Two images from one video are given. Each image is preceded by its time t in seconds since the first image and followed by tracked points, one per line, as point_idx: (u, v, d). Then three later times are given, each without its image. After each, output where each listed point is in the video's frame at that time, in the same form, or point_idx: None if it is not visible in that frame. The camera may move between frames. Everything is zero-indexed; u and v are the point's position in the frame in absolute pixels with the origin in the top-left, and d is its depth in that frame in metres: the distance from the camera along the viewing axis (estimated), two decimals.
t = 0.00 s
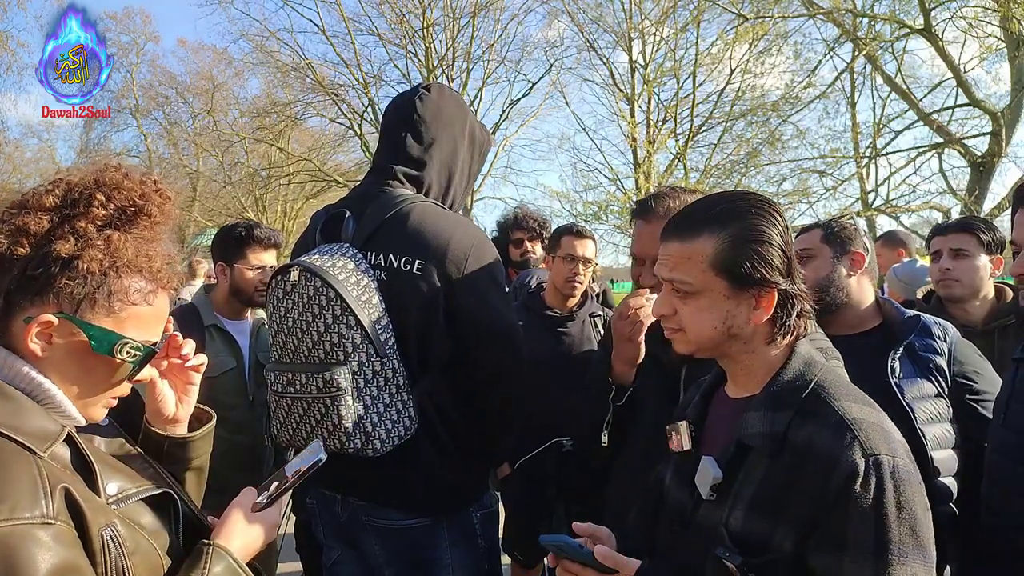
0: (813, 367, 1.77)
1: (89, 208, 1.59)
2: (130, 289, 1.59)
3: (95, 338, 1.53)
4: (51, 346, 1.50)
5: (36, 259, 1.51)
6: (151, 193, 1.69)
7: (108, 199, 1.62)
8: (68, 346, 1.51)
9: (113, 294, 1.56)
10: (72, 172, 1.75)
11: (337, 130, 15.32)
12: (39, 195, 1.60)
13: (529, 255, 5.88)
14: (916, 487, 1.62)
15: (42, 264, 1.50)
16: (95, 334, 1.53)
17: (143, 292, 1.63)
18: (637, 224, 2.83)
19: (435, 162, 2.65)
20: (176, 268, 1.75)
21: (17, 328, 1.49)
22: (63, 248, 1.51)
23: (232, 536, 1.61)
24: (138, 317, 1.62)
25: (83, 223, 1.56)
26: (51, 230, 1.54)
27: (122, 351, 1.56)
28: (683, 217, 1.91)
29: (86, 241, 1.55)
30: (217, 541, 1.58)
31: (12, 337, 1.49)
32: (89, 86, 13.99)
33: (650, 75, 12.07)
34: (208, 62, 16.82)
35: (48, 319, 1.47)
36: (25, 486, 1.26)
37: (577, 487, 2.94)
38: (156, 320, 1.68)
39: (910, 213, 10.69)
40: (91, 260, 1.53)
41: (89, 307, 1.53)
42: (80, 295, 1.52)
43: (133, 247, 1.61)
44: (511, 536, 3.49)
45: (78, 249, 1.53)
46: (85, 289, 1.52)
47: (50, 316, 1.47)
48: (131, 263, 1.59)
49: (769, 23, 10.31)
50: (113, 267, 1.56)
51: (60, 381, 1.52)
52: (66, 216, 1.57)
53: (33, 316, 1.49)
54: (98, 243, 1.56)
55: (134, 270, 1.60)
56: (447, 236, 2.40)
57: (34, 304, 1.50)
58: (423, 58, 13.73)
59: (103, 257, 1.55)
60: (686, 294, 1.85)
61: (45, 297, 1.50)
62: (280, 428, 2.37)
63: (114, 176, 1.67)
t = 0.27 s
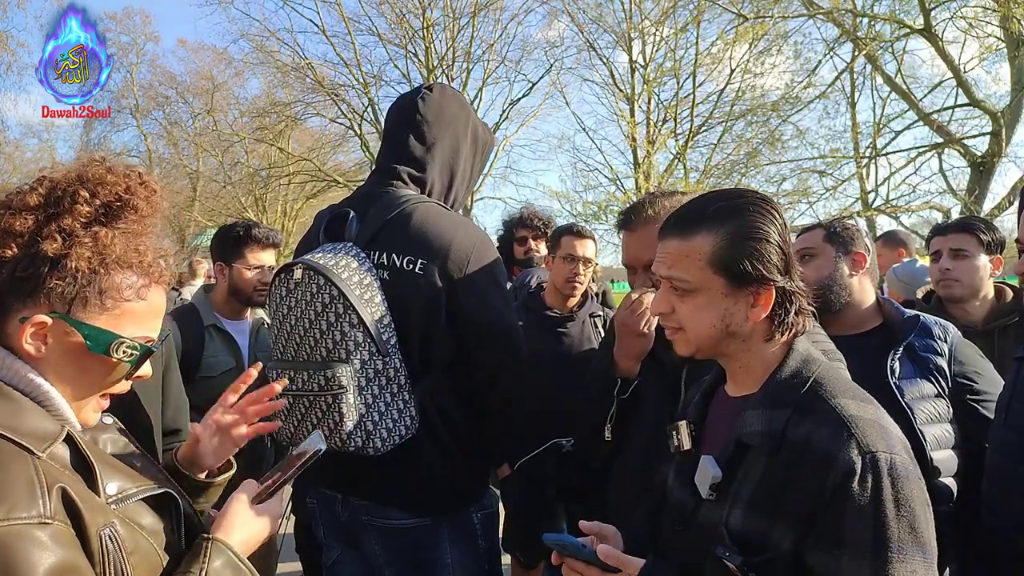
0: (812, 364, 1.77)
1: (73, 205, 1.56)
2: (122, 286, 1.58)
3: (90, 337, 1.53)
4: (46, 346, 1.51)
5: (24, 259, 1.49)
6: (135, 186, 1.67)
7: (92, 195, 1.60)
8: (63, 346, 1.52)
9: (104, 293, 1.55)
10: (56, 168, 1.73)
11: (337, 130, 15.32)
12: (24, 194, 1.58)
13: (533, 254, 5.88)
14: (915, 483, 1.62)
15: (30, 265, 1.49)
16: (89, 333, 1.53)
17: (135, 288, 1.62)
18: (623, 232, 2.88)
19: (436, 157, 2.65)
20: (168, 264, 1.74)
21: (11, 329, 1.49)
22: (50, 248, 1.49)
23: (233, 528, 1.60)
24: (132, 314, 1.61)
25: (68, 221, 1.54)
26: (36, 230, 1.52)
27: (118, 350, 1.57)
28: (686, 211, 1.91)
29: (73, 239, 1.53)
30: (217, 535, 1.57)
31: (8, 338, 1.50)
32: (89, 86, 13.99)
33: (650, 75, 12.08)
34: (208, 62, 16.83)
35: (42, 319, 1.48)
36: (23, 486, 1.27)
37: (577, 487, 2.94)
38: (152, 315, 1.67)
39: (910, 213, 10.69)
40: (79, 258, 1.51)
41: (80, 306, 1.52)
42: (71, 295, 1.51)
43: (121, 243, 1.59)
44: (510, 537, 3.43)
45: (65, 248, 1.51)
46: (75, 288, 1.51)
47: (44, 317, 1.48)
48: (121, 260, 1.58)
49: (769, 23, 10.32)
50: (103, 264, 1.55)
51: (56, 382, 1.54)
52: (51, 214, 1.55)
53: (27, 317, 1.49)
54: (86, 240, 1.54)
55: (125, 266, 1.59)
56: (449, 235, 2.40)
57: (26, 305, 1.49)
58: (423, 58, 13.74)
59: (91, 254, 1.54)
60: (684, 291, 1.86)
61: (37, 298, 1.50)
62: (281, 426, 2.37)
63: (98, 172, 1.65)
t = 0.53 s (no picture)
0: (811, 363, 1.78)
1: (87, 206, 1.57)
2: (133, 287, 1.59)
3: (102, 338, 1.54)
4: (59, 346, 1.51)
5: (37, 260, 1.51)
6: (149, 188, 1.67)
7: (105, 197, 1.61)
8: (75, 346, 1.53)
9: (116, 293, 1.56)
10: (70, 169, 1.74)
11: (337, 130, 15.32)
12: (38, 195, 1.59)
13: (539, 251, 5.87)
14: (915, 480, 1.62)
15: (43, 266, 1.50)
16: (101, 334, 1.54)
17: (147, 289, 1.63)
18: (618, 232, 2.85)
19: (443, 159, 2.67)
20: (180, 264, 1.74)
21: (24, 329, 1.50)
22: (63, 249, 1.50)
23: (238, 526, 1.62)
24: (144, 315, 1.62)
25: (82, 222, 1.55)
26: (49, 231, 1.53)
27: (129, 350, 1.57)
28: (683, 211, 1.91)
29: (86, 240, 1.54)
30: (221, 534, 1.58)
31: (20, 337, 1.51)
32: (89, 86, 13.99)
33: (650, 75, 12.07)
34: (208, 62, 16.83)
35: (54, 319, 1.49)
36: (35, 485, 1.28)
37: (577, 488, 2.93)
38: (164, 317, 1.68)
39: (910, 213, 10.69)
40: (92, 259, 1.52)
41: (93, 307, 1.53)
42: (83, 295, 1.52)
43: (133, 244, 1.60)
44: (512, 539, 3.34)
45: (78, 248, 1.52)
46: (88, 289, 1.52)
47: (56, 317, 1.49)
48: (133, 261, 1.59)
49: (769, 23, 10.32)
50: (115, 265, 1.56)
51: (70, 381, 1.54)
52: (65, 215, 1.56)
53: (40, 316, 1.50)
54: (98, 242, 1.55)
55: (136, 267, 1.60)
56: (457, 235, 2.42)
57: (39, 305, 1.50)
58: (423, 58, 13.75)
59: (103, 255, 1.55)
60: (677, 297, 1.85)
61: (50, 299, 1.51)
62: (287, 423, 2.37)
63: (110, 173, 1.65)
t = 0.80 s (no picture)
0: (812, 363, 1.77)
1: (107, 209, 1.60)
2: (152, 287, 1.63)
3: (121, 338, 1.58)
4: (79, 344, 1.56)
5: (59, 261, 1.55)
6: (167, 192, 1.71)
7: (125, 200, 1.64)
8: (94, 345, 1.57)
9: (135, 294, 1.60)
10: (91, 171, 1.79)
11: (337, 130, 15.32)
12: (61, 197, 1.63)
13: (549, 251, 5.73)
14: (914, 480, 1.60)
15: (65, 267, 1.55)
16: (119, 333, 1.58)
17: (165, 290, 1.66)
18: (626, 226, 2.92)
19: (456, 157, 2.70)
20: (197, 265, 1.78)
21: (46, 327, 1.55)
22: (84, 250, 1.54)
23: (249, 519, 1.65)
24: (161, 315, 1.66)
25: (102, 224, 1.58)
26: (70, 233, 1.57)
27: (146, 349, 1.61)
28: (667, 222, 1.90)
29: (107, 242, 1.58)
30: (231, 529, 1.61)
31: (42, 334, 1.56)
32: (89, 86, 13.99)
33: (650, 75, 12.06)
34: (208, 62, 16.84)
35: (75, 319, 1.54)
36: (54, 479, 1.32)
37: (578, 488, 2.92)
38: (180, 317, 1.72)
39: (910, 213, 10.68)
40: (111, 260, 1.56)
41: (112, 306, 1.57)
42: (103, 295, 1.56)
43: (152, 246, 1.64)
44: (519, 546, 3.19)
45: (98, 250, 1.56)
46: (107, 289, 1.56)
47: (77, 317, 1.54)
48: (151, 263, 1.63)
49: (769, 23, 10.31)
50: (134, 267, 1.59)
51: (90, 378, 1.59)
52: (85, 218, 1.59)
53: (61, 314, 1.54)
54: (118, 243, 1.58)
55: (155, 268, 1.64)
56: (466, 235, 2.42)
57: (61, 304, 1.55)
58: (423, 58, 13.74)
59: (123, 257, 1.58)
60: (682, 314, 1.82)
61: (71, 298, 1.55)
62: (297, 420, 2.38)
63: (130, 176, 1.69)
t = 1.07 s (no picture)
0: (810, 363, 1.78)
1: (127, 212, 1.64)
2: (171, 286, 1.67)
3: (143, 335, 1.63)
4: (103, 343, 1.62)
5: (83, 262, 1.61)
6: (184, 193, 1.75)
7: (144, 202, 1.68)
8: (117, 342, 1.62)
9: (155, 293, 1.64)
10: (113, 175, 1.84)
11: (337, 130, 15.33)
12: (84, 200, 1.67)
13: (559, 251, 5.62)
14: (909, 479, 1.59)
15: (88, 268, 1.60)
16: (142, 331, 1.63)
17: (184, 289, 1.70)
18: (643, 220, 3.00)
19: (469, 159, 2.73)
20: (215, 264, 1.82)
21: (72, 324, 1.61)
22: (105, 251, 1.59)
23: (266, 513, 1.71)
24: (180, 313, 1.70)
25: (123, 226, 1.63)
26: (93, 235, 1.62)
27: (166, 346, 1.66)
28: (665, 222, 1.91)
29: (127, 243, 1.62)
30: (249, 522, 1.67)
31: (69, 332, 1.62)
32: (89, 86, 13.99)
33: (650, 75, 12.08)
34: (208, 62, 16.85)
35: (98, 318, 1.59)
36: (75, 471, 1.40)
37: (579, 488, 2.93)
38: (200, 315, 1.76)
39: (910, 213, 10.69)
40: (131, 261, 1.60)
41: (133, 305, 1.62)
42: (125, 295, 1.61)
43: (170, 246, 1.68)
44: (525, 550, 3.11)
45: (119, 251, 1.61)
46: (128, 289, 1.61)
47: (100, 315, 1.59)
48: (170, 263, 1.66)
49: (769, 23, 10.31)
50: (153, 266, 1.64)
51: (114, 374, 1.65)
52: (106, 220, 1.64)
53: (86, 314, 1.60)
54: (138, 244, 1.63)
55: (173, 268, 1.67)
56: (483, 236, 2.46)
57: (85, 303, 1.60)
58: (423, 58, 13.75)
59: (142, 257, 1.62)
60: (684, 316, 1.81)
61: (94, 297, 1.60)
62: (308, 415, 2.37)
63: (149, 179, 1.73)
